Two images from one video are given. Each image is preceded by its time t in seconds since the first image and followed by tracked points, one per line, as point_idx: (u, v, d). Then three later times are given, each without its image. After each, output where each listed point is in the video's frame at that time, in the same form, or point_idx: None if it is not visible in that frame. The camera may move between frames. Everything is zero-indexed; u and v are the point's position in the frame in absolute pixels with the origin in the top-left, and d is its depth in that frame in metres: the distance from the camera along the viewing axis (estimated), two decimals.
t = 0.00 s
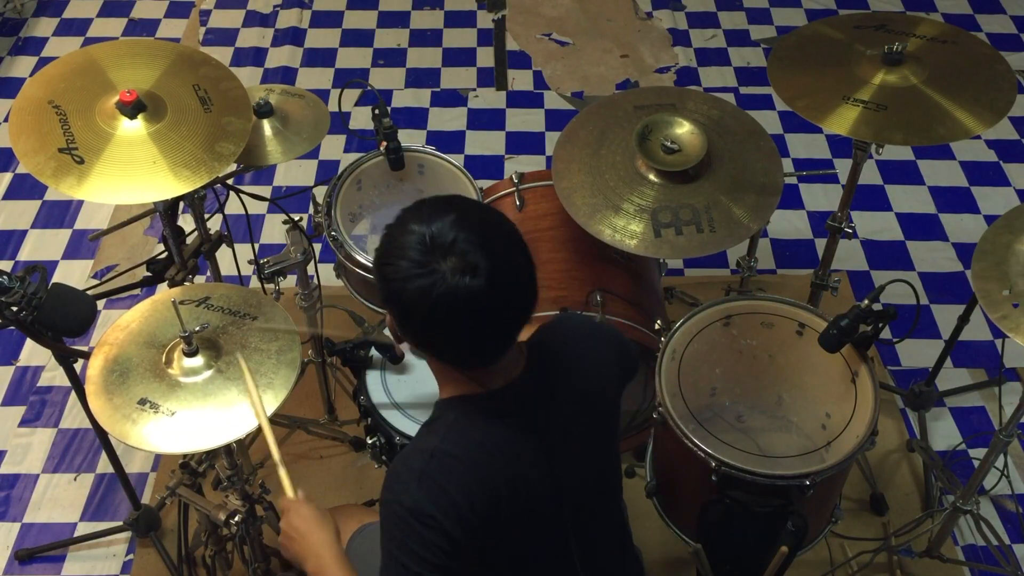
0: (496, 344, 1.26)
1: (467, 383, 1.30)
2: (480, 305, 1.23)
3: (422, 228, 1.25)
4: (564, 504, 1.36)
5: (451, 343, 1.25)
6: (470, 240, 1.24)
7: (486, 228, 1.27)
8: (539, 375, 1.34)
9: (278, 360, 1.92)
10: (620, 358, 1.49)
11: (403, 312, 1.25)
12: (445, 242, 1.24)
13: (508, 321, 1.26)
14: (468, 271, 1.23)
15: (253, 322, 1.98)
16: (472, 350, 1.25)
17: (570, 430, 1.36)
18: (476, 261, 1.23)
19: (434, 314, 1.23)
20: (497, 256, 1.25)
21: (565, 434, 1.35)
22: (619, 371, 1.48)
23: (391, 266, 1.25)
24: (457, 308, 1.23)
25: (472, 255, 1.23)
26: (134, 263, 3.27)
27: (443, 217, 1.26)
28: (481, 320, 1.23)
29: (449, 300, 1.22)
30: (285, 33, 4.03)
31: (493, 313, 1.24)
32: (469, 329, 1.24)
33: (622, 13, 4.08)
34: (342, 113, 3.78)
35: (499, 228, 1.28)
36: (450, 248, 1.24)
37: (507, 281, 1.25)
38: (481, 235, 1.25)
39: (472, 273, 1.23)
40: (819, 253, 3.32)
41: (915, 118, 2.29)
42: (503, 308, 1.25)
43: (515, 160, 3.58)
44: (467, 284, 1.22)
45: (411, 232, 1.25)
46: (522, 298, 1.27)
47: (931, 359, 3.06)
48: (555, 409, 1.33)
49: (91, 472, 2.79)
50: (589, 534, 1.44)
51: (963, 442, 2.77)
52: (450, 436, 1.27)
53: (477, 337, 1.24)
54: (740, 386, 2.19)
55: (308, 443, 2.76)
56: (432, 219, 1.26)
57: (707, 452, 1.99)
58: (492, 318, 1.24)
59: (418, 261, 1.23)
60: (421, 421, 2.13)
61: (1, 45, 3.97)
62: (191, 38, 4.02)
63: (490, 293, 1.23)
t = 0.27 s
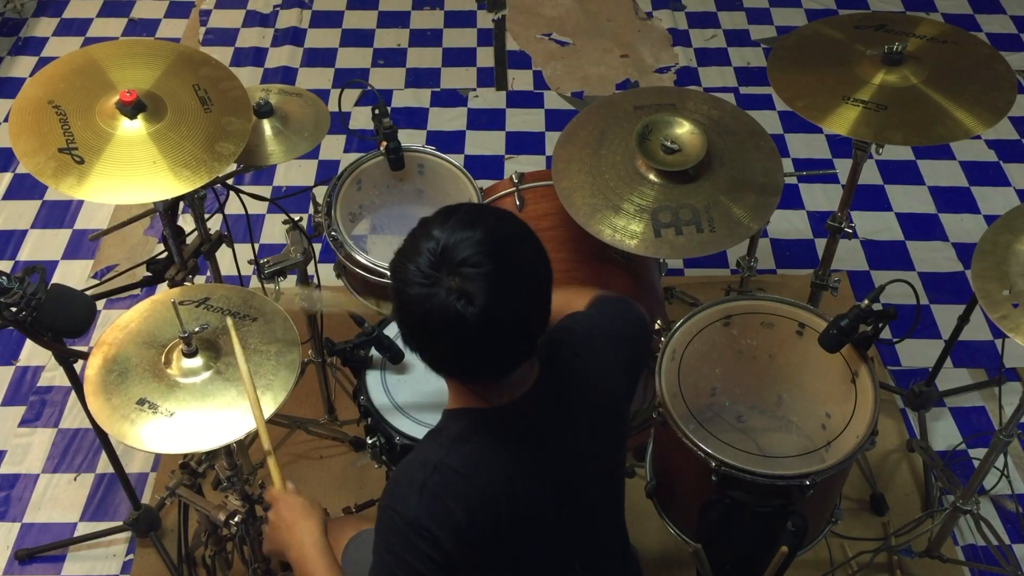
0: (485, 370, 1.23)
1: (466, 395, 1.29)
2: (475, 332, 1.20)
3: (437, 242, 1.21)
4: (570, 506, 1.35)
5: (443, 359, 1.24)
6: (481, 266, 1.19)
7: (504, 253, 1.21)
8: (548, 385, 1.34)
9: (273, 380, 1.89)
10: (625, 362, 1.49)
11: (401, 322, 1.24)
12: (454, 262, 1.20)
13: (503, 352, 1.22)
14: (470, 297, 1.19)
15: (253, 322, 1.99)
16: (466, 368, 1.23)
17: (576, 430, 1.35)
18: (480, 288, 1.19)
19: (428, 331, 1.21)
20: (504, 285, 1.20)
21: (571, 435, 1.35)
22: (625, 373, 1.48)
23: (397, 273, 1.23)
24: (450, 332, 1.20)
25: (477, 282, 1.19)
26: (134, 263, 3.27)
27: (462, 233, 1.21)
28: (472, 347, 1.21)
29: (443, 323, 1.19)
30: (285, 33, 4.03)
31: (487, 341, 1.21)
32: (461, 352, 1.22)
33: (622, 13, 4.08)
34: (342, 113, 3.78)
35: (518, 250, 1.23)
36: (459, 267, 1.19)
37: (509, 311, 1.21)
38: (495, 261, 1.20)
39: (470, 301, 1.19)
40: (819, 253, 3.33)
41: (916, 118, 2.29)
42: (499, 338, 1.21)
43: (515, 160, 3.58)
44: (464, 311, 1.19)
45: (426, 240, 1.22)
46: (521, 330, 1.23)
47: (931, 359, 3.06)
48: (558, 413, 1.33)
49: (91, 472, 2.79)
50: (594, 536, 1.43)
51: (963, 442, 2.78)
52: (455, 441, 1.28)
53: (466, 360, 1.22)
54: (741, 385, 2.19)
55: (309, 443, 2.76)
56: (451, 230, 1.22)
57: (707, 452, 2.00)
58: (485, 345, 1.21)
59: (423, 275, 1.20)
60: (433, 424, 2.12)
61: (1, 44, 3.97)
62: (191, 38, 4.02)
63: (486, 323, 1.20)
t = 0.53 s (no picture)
0: (480, 383, 1.23)
1: (465, 400, 1.29)
2: (469, 348, 1.19)
3: (440, 254, 1.19)
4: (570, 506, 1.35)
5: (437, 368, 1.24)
6: (481, 284, 1.17)
7: (507, 271, 1.19)
8: (550, 386, 1.34)
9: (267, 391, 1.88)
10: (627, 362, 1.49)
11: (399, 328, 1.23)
12: (453, 277, 1.17)
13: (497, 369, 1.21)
14: (467, 314, 1.17)
15: (254, 321, 1.98)
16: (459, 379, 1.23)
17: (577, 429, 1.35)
18: (477, 307, 1.17)
19: (423, 342, 1.20)
20: (503, 305, 1.18)
21: (573, 436, 1.34)
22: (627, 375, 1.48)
23: (397, 280, 1.21)
24: (444, 346, 1.19)
25: (475, 301, 1.17)
26: (134, 263, 3.27)
27: (465, 248, 1.18)
28: (466, 361, 1.20)
29: (438, 337, 1.18)
30: (285, 33, 4.03)
31: (480, 358, 1.20)
32: (456, 365, 1.21)
33: (622, 13, 4.08)
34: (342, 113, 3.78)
35: (521, 266, 1.20)
36: (458, 283, 1.17)
37: (507, 327, 1.19)
38: (496, 280, 1.18)
39: (466, 319, 1.17)
40: (819, 253, 3.33)
41: (916, 118, 2.29)
42: (495, 356, 1.20)
43: (515, 160, 3.58)
44: (460, 328, 1.17)
45: (429, 250, 1.20)
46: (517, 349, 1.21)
47: (931, 359, 3.06)
48: (559, 414, 1.33)
49: (91, 472, 2.79)
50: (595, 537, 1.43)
51: (963, 442, 2.78)
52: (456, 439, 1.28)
53: (460, 373, 1.22)
54: (740, 386, 2.24)
55: (308, 443, 2.76)
56: (455, 242, 1.19)
57: (707, 452, 1.99)
58: (479, 361, 1.20)
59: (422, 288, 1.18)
60: (433, 425, 2.12)
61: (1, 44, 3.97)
62: (191, 38, 4.02)
63: (480, 342, 1.18)
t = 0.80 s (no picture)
0: (484, 386, 1.22)
1: (471, 404, 1.29)
2: (475, 350, 1.18)
3: (452, 255, 1.19)
4: (572, 507, 1.35)
5: (443, 371, 1.23)
6: (491, 286, 1.17)
7: (516, 274, 1.19)
8: (554, 390, 1.34)
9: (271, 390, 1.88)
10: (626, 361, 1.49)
11: (407, 329, 1.23)
12: (464, 279, 1.18)
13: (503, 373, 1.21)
14: (476, 316, 1.17)
15: (252, 321, 1.99)
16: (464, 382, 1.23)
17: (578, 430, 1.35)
18: (486, 309, 1.17)
19: (430, 343, 1.20)
20: (512, 307, 1.18)
21: (574, 436, 1.34)
22: (629, 376, 1.48)
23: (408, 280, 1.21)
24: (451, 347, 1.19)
25: (485, 303, 1.17)
26: (134, 263, 3.27)
27: (477, 249, 1.19)
28: (471, 363, 1.20)
29: (446, 338, 1.18)
30: (285, 34, 4.03)
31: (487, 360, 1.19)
32: (463, 368, 1.21)
33: (622, 13, 4.08)
34: (342, 113, 3.78)
35: (531, 267, 1.20)
36: (468, 285, 1.18)
37: (513, 332, 1.19)
38: (505, 281, 1.18)
39: (475, 321, 1.17)
40: (820, 253, 3.32)
41: (916, 118, 2.29)
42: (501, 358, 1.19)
43: (515, 160, 3.59)
44: (468, 329, 1.17)
45: (440, 251, 1.20)
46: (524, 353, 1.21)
47: (931, 359, 3.06)
48: (561, 414, 1.33)
49: (91, 472, 2.79)
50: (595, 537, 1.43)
51: (963, 442, 2.78)
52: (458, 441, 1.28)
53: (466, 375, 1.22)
54: (740, 386, 2.25)
55: (308, 443, 2.76)
56: (467, 244, 1.19)
57: (707, 452, 1.99)
58: (484, 363, 1.19)
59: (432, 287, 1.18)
60: (443, 426, 2.12)
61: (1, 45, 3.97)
62: (191, 38, 4.02)
63: (487, 344, 1.18)
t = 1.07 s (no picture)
0: (487, 391, 1.22)
1: (476, 410, 1.29)
2: (479, 355, 1.18)
3: (456, 259, 1.19)
4: (574, 508, 1.35)
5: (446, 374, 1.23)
6: (496, 291, 1.17)
7: (520, 278, 1.18)
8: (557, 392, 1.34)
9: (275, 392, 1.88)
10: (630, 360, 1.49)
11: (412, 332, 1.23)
12: (468, 283, 1.18)
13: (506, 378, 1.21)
14: (480, 321, 1.17)
15: (254, 321, 1.99)
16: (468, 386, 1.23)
17: (582, 430, 1.35)
18: (490, 314, 1.17)
19: (435, 347, 1.21)
20: (517, 312, 1.18)
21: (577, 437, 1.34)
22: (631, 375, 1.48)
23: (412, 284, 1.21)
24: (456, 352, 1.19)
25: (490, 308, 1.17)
26: (134, 263, 3.27)
27: (482, 253, 1.19)
28: (474, 367, 1.20)
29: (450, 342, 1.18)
30: (285, 34, 4.03)
31: (490, 365, 1.19)
32: (468, 373, 1.21)
33: (622, 13, 4.08)
34: (342, 113, 3.78)
35: (535, 270, 1.20)
36: (472, 288, 1.17)
37: (518, 337, 1.19)
38: (509, 286, 1.18)
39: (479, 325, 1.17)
40: (820, 253, 3.32)
41: (916, 118, 2.29)
42: (504, 364, 1.20)
43: (515, 160, 3.59)
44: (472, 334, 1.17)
45: (445, 254, 1.20)
46: (527, 359, 1.21)
47: (931, 359, 3.06)
48: (563, 414, 1.33)
49: (91, 472, 2.79)
50: (597, 538, 1.43)
51: (963, 442, 2.78)
52: (460, 443, 1.28)
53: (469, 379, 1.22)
54: (741, 386, 2.25)
55: (308, 443, 2.76)
56: (471, 248, 1.19)
57: (707, 451, 1.99)
58: (487, 368, 1.20)
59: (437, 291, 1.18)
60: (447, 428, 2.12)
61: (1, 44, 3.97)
62: (191, 38, 4.02)
63: (491, 349, 1.18)
